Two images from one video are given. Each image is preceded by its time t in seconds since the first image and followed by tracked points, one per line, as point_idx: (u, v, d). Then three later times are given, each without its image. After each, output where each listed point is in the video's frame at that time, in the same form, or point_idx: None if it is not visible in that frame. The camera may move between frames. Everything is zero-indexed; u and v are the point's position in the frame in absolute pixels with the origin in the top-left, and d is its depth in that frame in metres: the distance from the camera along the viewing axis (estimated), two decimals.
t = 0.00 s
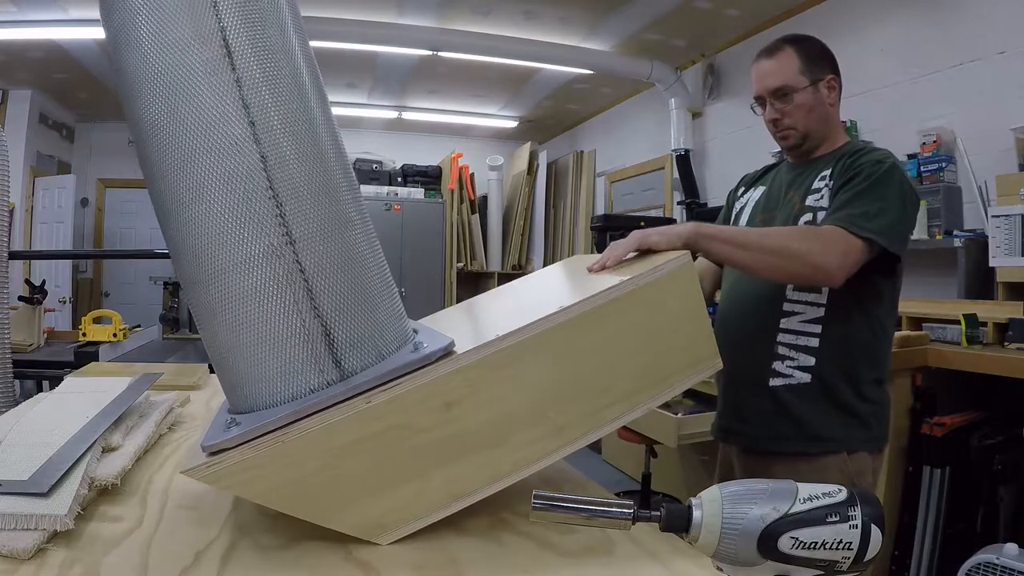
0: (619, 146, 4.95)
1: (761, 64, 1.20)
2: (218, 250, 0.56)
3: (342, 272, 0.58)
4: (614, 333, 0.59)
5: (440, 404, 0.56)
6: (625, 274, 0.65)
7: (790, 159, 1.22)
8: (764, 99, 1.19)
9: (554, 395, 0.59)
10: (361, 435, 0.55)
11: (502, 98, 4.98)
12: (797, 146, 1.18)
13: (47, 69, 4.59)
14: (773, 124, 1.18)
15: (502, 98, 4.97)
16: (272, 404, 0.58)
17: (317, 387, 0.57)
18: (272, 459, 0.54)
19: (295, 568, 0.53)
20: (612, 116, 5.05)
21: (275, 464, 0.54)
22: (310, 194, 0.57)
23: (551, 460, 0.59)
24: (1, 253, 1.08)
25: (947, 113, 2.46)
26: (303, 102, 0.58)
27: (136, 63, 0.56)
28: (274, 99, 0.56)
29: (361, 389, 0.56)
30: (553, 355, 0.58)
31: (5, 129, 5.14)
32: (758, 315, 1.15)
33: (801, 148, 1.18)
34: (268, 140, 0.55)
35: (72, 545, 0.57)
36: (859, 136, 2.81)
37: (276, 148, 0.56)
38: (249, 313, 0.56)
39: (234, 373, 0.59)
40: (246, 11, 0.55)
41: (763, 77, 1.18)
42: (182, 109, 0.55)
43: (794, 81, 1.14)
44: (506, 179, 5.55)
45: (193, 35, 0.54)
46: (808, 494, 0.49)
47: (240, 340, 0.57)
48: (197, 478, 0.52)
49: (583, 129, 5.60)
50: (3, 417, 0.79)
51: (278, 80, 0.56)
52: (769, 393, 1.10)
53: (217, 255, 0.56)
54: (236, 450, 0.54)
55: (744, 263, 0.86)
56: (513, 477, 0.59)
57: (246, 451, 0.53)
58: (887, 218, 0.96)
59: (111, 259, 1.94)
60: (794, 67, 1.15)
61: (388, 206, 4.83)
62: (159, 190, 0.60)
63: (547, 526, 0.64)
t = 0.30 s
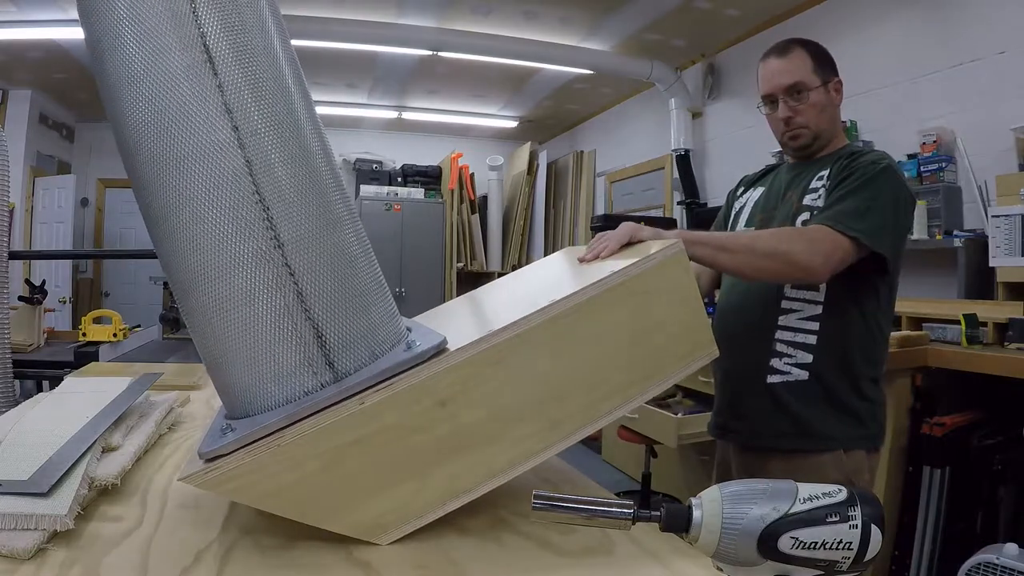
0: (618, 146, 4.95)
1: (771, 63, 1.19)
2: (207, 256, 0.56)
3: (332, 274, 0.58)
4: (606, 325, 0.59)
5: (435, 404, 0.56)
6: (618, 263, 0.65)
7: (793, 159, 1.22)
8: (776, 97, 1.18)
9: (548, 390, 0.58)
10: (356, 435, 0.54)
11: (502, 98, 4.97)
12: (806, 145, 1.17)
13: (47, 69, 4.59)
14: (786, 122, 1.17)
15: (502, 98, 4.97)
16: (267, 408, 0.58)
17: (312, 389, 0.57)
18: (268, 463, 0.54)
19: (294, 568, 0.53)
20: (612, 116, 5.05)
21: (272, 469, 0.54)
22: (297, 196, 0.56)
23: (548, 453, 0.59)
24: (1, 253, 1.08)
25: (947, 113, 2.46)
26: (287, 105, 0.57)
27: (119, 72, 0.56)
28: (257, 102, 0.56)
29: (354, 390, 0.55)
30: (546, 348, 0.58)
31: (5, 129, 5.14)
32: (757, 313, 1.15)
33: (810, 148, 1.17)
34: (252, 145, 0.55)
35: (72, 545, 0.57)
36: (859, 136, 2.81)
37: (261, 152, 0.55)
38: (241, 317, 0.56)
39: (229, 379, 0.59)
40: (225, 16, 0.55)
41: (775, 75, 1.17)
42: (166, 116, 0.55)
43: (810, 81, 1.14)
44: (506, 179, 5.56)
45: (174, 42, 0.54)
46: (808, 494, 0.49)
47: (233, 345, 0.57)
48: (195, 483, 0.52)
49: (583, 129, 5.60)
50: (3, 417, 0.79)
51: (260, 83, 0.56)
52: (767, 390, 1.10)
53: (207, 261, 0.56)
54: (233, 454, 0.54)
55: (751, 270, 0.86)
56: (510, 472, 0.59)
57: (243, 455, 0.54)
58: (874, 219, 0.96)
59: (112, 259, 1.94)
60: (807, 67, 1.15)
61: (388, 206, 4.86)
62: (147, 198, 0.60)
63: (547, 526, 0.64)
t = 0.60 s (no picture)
0: (618, 146, 4.95)
1: (770, 65, 1.20)
2: (200, 260, 0.56)
3: (325, 274, 0.58)
4: (602, 319, 0.59)
5: (433, 403, 0.56)
6: (613, 257, 0.65)
7: (791, 161, 1.22)
8: (772, 99, 1.19)
9: (545, 387, 0.58)
10: (352, 436, 0.54)
11: (502, 98, 4.97)
12: (801, 147, 1.18)
13: (47, 69, 4.59)
14: (780, 124, 1.18)
15: (502, 98, 4.98)
16: (263, 412, 0.58)
17: (307, 391, 0.57)
18: (266, 466, 0.54)
19: (294, 568, 0.53)
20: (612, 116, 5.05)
21: (270, 472, 0.54)
22: (288, 199, 0.56)
23: (545, 450, 0.59)
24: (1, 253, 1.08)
25: (946, 113, 2.46)
26: (276, 107, 0.57)
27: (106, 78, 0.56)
28: (245, 105, 0.55)
29: (350, 391, 0.55)
30: (542, 345, 0.58)
31: (5, 129, 5.14)
32: (756, 311, 1.15)
33: (805, 149, 1.18)
34: (242, 147, 0.55)
35: (72, 545, 0.57)
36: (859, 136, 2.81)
37: (250, 155, 0.55)
38: (236, 321, 0.56)
39: (224, 383, 0.59)
40: (210, 20, 0.55)
41: (772, 78, 1.19)
42: (154, 120, 0.55)
43: (804, 83, 1.15)
44: (506, 179, 5.56)
45: (160, 47, 0.54)
46: (808, 493, 0.49)
47: (227, 349, 0.57)
48: (194, 488, 0.52)
49: (583, 129, 5.60)
50: (3, 417, 0.79)
51: (248, 86, 0.56)
52: (766, 389, 1.10)
53: (200, 266, 0.56)
54: (229, 459, 0.54)
55: (748, 265, 0.86)
56: (507, 470, 0.59)
57: (240, 459, 0.53)
58: (867, 219, 0.96)
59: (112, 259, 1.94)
60: (803, 70, 1.16)
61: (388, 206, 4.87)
62: (138, 204, 0.59)
63: (546, 526, 0.64)
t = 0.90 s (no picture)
0: (619, 146, 4.95)
1: (763, 76, 1.19)
2: (191, 265, 0.56)
3: (318, 276, 0.58)
4: (595, 315, 0.59)
5: (427, 402, 0.56)
6: (606, 250, 0.64)
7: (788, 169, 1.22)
8: (765, 112, 1.19)
9: (539, 385, 0.58)
10: (347, 437, 0.54)
11: (502, 99, 4.97)
12: (798, 158, 1.18)
13: (47, 69, 4.59)
14: (774, 137, 1.18)
15: (502, 98, 4.98)
16: (258, 417, 0.58)
17: (303, 394, 0.58)
18: (264, 470, 0.54)
19: (293, 568, 0.53)
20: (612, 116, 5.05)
21: (268, 476, 0.54)
22: (278, 202, 0.56)
23: (542, 447, 0.59)
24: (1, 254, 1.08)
25: (946, 113, 2.46)
26: (263, 110, 0.57)
27: (94, 87, 0.56)
28: (232, 110, 0.55)
29: (345, 392, 0.55)
30: (536, 341, 0.58)
31: (6, 129, 5.14)
32: (754, 310, 1.15)
33: (801, 159, 1.18)
34: (231, 150, 0.55)
35: (72, 545, 0.57)
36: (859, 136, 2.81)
37: (238, 160, 0.55)
38: (229, 325, 0.56)
39: (219, 388, 0.59)
40: (195, 25, 0.54)
41: (765, 90, 1.18)
42: (142, 126, 0.54)
43: (797, 95, 1.14)
44: (506, 179, 5.56)
45: (146, 54, 0.54)
46: (808, 494, 0.49)
47: (221, 354, 0.57)
48: (190, 493, 0.52)
49: (583, 129, 5.60)
50: (3, 417, 0.79)
51: (234, 90, 0.56)
52: (764, 388, 1.10)
53: (192, 271, 0.56)
54: (226, 464, 0.53)
55: (741, 260, 0.85)
56: (503, 468, 0.59)
57: (237, 463, 0.53)
58: (859, 219, 0.96)
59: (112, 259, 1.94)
60: (796, 81, 1.14)
61: (388, 206, 4.89)
62: (128, 211, 0.59)
63: (546, 526, 0.64)
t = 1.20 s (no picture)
0: (619, 146, 4.96)
1: (756, 83, 1.21)
2: (186, 268, 0.56)
3: (313, 277, 0.58)
4: (590, 313, 0.59)
5: (424, 401, 0.56)
6: (601, 246, 0.64)
7: (785, 173, 1.23)
8: (758, 117, 1.21)
9: (536, 383, 0.58)
10: (344, 438, 0.54)
11: (502, 99, 4.97)
12: (792, 162, 1.19)
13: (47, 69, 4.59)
14: (767, 142, 1.20)
15: (502, 98, 4.97)
16: (255, 419, 0.58)
17: (300, 395, 0.58)
18: (263, 472, 0.54)
19: (293, 568, 0.53)
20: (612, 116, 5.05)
21: (266, 478, 0.54)
22: (271, 203, 0.56)
23: (539, 445, 0.59)
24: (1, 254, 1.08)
25: (946, 113, 2.46)
26: (254, 112, 0.57)
27: (87, 93, 0.56)
28: (223, 112, 0.55)
29: (342, 393, 0.55)
30: (532, 339, 0.58)
31: (6, 129, 5.14)
32: (751, 310, 1.15)
33: (796, 164, 1.19)
34: (222, 153, 0.55)
35: (73, 545, 0.57)
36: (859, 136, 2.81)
37: (231, 162, 0.55)
38: (225, 328, 0.56)
39: (216, 390, 0.59)
40: (184, 30, 0.55)
41: (757, 96, 1.20)
42: (134, 131, 0.54)
43: (788, 100, 1.15)
44: (506, 179, 5.56)
45: (136, 59, 0.54)
46: (808, 494, 0.49)
47: (217, 356, 0.57)
48: (188, 496, 0.52)
49: (583, 129, 5.60)
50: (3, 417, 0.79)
51: (225, 93, 0.56)
52: (761, 388, 1.10)
53: (186, 275, 0.56)
54: (224, 467, 0.53)
55: (736, 254, 0.85)
56: (501, 466, 0.59)
57: (235, 466, 0.53)
58: (855, 217, 0.96)
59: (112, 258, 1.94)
60: (787, 87, 1.16)
61: (388, 206, 4.89)
62: (122, 217, 0.59)
63: (546, 526, 0.64)
